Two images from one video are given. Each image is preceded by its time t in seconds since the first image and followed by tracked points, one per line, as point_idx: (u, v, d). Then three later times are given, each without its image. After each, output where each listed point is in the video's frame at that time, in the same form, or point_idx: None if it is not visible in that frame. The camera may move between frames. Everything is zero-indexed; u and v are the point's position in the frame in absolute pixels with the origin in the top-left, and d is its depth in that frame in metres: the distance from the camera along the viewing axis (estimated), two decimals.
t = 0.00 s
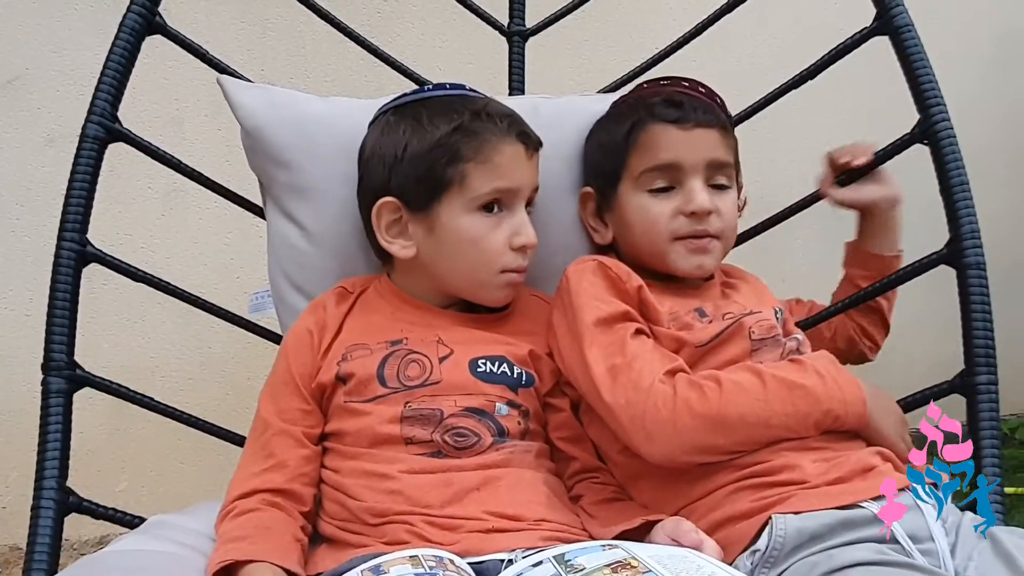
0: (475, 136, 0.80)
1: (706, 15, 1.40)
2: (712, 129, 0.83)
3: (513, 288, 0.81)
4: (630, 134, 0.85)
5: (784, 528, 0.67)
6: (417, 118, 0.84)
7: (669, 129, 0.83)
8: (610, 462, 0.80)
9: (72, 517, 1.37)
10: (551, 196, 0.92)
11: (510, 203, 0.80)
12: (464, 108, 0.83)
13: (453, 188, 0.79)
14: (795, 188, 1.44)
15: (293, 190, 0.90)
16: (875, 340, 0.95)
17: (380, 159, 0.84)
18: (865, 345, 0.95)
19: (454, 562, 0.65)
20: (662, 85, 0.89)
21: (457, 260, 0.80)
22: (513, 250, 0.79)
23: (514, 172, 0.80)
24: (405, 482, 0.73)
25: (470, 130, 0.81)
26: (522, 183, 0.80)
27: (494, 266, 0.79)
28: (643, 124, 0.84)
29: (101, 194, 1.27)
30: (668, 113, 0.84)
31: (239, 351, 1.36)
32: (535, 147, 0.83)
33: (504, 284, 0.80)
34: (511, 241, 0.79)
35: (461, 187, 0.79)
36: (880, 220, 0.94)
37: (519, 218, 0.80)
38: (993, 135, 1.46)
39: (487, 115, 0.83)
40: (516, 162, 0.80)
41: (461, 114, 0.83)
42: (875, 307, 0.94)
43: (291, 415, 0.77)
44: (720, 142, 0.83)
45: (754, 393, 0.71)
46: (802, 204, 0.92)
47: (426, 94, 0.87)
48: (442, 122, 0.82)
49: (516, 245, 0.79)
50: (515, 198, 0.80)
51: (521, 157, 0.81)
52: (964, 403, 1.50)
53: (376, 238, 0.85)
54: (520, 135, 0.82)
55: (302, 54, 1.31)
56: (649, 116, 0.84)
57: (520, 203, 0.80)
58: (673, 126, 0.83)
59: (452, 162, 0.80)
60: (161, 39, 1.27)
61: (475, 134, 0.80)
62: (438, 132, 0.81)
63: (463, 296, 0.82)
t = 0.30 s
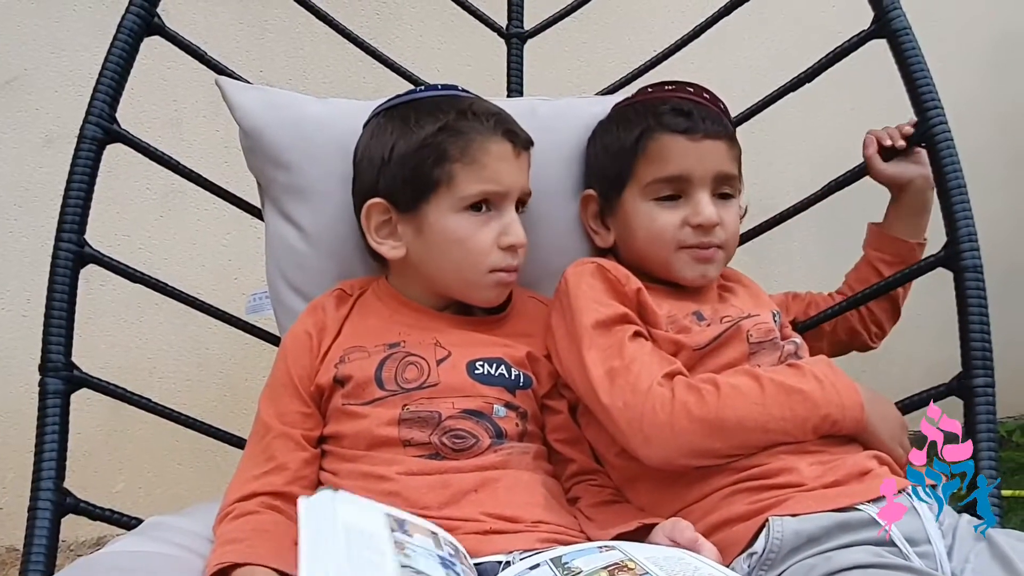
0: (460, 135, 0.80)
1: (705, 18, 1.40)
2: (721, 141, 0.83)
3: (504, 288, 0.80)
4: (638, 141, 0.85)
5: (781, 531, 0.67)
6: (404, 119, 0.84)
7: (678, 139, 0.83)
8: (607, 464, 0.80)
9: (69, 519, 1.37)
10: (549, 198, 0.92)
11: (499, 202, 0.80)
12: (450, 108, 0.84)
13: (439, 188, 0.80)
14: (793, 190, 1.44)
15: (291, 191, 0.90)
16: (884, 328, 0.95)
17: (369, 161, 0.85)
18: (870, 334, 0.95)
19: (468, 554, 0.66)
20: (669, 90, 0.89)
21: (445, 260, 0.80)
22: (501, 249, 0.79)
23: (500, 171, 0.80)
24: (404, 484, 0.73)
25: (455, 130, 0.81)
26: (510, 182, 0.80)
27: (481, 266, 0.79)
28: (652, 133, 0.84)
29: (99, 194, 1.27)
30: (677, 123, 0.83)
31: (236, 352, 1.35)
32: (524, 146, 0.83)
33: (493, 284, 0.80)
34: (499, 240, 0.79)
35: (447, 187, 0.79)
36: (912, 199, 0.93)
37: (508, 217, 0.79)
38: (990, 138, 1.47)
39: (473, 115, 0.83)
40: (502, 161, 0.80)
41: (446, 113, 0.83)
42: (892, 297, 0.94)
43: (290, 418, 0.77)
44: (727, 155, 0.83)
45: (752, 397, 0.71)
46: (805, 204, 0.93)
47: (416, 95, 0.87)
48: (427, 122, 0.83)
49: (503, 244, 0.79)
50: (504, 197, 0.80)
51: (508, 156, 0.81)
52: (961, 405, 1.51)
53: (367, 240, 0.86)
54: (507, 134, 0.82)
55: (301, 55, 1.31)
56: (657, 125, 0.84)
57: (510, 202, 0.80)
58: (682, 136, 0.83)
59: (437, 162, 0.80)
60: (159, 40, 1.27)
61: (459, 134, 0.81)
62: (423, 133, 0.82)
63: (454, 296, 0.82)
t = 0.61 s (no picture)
0: (458, 139, 0.81)
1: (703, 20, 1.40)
2: (721, 144, 0.84)
3: (500, 292, 0.80)
4: (639, 144, 0.85)
5: (779, 533, 0.67)
6: (403, 121, 0.84)
7: (679, 142, 0.83)
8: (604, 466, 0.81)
9: (67, 520, 1.37)
10: (548, 200, 0.92)
11: (496, 206, 0.80)
12: (448, 110, 0.84)
13: (437, 191, 0.80)
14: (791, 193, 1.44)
15: (290, 192, 0.90)
16: (871, 358, 0.93)
17: (368, 164, 0.85)
18: (865, 361, 0.93)
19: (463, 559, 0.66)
20: (667, 92, 0.89)
21: (442, 263, 0.80)
22: (497, 253, 0.79)
23: (498, 174, 0.80)
24: (402, 486, 0.73)
25: (453, 133, 0.81)
26: (507, 185, 0.80)
27: (478, 269, 0.79)
28: (652, 135, 0.84)
29: (97, 196, 1.27)
30: (678, 125, 0.84)
31: (233, 353, 1.35)
32: (523, 149, 0.83)
33: (489, 287, 0.80)
34: (495, 243, 0.79)
35: (444, 190, 0.80)
36: (855, 239, 0.94)
37: (505, 221, 0.79)
38: (988, 141, 1.47)
39: (471, 117, 0.83)
40: (500, 164, 0.80)
41: (445, 116, 0.83)
42: (866, 324, 0.93)
43: (288, 419, 0.77)
44: (727, 157, 0.84)
45: (750, 401, 0.71)
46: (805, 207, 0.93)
47: (415, 97, 0.87)
48: (426, 124, 0.83)
49: (500, 248, 0.78)
50: (501, 200, 0.80)
51: (506, 159, 0.81)
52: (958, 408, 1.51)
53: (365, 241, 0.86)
54: (506, 137, 0.82)
55: (299, 56, 1.31)
56: (658, 128, 0.84)
57: (507, 206, 0.80)
58: (683, 139, 0.83)
59: (435, 165, 0.80)
60: (159, 41, 1.27)
61: (457, 137, 0.81)
62: (421, 135, 0.82)
63: (451, 298, 0.82)
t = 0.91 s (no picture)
0: (452, 140, 0.80)
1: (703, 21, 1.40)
2: (714, 140, 0.83)
3: (495, 293, 0.80)
4: (631, 142, 0.85)
5: (777, 534, 0.67)
6: (398, 122, 0.84)
7: (669, 140, 0.83)
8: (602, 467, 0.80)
9: (64, 521, 1.36)
10: (546, 202, 0.92)
11: (491, 207, 0.79)
12: (443, 111, 0.84)
13: (431, 192, 0.80)
14: (789, 195, 1.44)
15: (288, 193, 0.90)
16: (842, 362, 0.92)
17: (364, 165, 0.85)
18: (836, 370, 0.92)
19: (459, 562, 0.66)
20: (662, 92, 0.89)
21: (437, 265, 0.80)
22: (492, 254, 0.78)
23: (492, 175, 0.79)
24: (399, 486, 0.73)
25: (448, 134, 0.81)
26: (502, 187, 0.79)
27: (473, 270, 0.79)
28: (643, 134, 0.84)
29: (94, 196, 1.27)
30: (669, 123, 0.84)
31: (231, 354, 1.35)
32: (519, 150, 0.82)
33: (484, 289, 0.79)
34: (490, 245, 0.78)
35: (439, 192, 0.80)
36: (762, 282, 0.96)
37: (500, 222, 0.79)
38: (987, 144, 1.47)
39: (466, 118, 0.83)
40: (495, 165, 0.80)
41: (440, 117, 0.83)
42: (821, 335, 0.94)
43: (286, 419, 0.77)
44: (720, 154, 0.83)
45: (748, 406, 0.71)
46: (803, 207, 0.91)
47: (411, 98, 0.87)
48: (420, 126, 0.83)
49: (495, 250, 0.78)
50: (496, 202, 0.79)
51: (501, 160, 0.80)
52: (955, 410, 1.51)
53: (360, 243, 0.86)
54: (501, 138, 0.81)
55: (298, 57, 1.31)
56: (649, 126, 0.84)
57: (502, 207, 0.80)
58: (673, 137, 0.83)
59: (429, 166, 0.80)
60: (157, 41, 1.27)
61: (451, 138, 0.80)
62: (416, 136, 0.82)
63: (446, 300, 0.82)
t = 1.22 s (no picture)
0: (451, 140, 0.80)
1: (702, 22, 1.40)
2: (711, 140, 0.83)
3: (493, 294, 0.80)
4: (628, 142, 0.85)
5: (775, 535, 0.67)
6: (396, 122, 0.84)
7: (666, 139, 0.83)
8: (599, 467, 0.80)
9: (61, 521, 1.36)
10: (545, 201, 0.92)
11: (489, 208, 0.79)
12: (442, 111, 0.84)
13: (429, 193, 0.80)
14: (787, 196, 1.44)
15: (287, 193, 0.90)
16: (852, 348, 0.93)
17: (362, 164, 0.85)
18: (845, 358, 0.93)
19: (456, 565, 0.66)
20: (660, 92, 0.89)
21: (434, 265, 0.80)
22: (490, 256, 0.78)
23: (491, 176, 0.79)
24: (397, 486, 0.73)
25: (446, 134, 0.81)
26: (501, 188, 0.79)
27: (470, 271, 0.79)
28: (641, 133, 0.84)
29: (92, 195, 1.26)
30: (666, 122, 0.84)
31: (230, 354, 1.35)
32: (517, 151, 0.82)
33: (481, 290, 0.79)
34: (488, 246, 0.78)
35: (436, 192, 0.79)
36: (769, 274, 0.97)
37: (498, 223, 0.79)
38: (985, 145, 1.47)
39: (465, 119, 0.83)
40: (493, 166, 0.80)
41: (438, 117, 0.83)
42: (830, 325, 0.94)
43: (279, 425, 0.77)
44: (717, 153, 0.83)
45: (747, 409, 0.71)
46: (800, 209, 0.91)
47: (409, 98, 0.87)
48: (419, 125, 0.83)
49: (493, 251, 0.78)
50: (494, 202, 0.79)
51: (499, 161, 0.80)
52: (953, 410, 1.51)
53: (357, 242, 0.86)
54: (500, 139, 0.81)
55: (297, 56, 1.30)
56: (647, 125, 0.84)
57: (500, 208, 0.80)
58: (670, 136, 0.83)
59: (427, 166, 0.80)
60: (156, 40, 1.27)
61: (450, 139, 0.80)
62: (414, 136, 0.82)
63: (443, 300, 0.82)
